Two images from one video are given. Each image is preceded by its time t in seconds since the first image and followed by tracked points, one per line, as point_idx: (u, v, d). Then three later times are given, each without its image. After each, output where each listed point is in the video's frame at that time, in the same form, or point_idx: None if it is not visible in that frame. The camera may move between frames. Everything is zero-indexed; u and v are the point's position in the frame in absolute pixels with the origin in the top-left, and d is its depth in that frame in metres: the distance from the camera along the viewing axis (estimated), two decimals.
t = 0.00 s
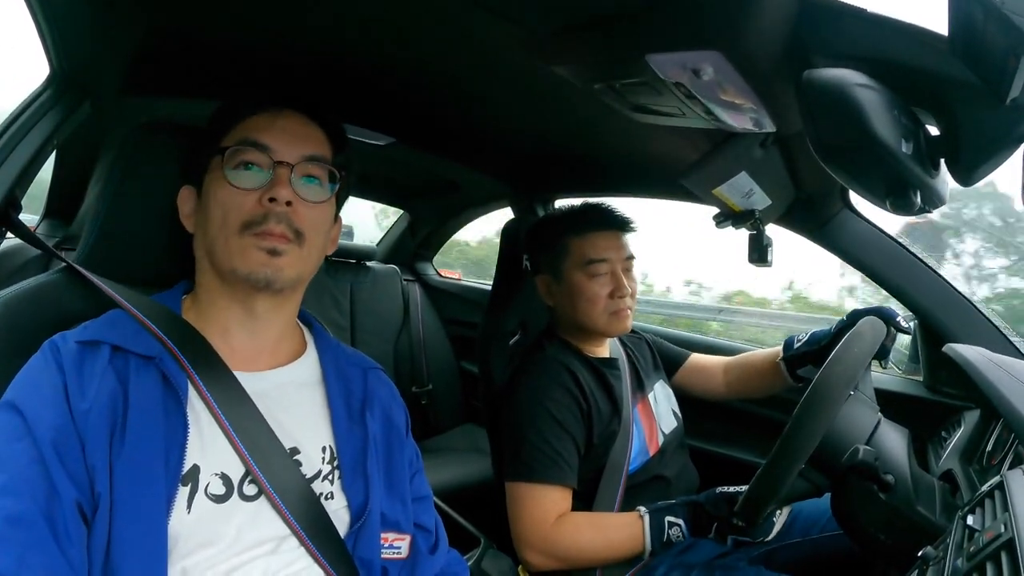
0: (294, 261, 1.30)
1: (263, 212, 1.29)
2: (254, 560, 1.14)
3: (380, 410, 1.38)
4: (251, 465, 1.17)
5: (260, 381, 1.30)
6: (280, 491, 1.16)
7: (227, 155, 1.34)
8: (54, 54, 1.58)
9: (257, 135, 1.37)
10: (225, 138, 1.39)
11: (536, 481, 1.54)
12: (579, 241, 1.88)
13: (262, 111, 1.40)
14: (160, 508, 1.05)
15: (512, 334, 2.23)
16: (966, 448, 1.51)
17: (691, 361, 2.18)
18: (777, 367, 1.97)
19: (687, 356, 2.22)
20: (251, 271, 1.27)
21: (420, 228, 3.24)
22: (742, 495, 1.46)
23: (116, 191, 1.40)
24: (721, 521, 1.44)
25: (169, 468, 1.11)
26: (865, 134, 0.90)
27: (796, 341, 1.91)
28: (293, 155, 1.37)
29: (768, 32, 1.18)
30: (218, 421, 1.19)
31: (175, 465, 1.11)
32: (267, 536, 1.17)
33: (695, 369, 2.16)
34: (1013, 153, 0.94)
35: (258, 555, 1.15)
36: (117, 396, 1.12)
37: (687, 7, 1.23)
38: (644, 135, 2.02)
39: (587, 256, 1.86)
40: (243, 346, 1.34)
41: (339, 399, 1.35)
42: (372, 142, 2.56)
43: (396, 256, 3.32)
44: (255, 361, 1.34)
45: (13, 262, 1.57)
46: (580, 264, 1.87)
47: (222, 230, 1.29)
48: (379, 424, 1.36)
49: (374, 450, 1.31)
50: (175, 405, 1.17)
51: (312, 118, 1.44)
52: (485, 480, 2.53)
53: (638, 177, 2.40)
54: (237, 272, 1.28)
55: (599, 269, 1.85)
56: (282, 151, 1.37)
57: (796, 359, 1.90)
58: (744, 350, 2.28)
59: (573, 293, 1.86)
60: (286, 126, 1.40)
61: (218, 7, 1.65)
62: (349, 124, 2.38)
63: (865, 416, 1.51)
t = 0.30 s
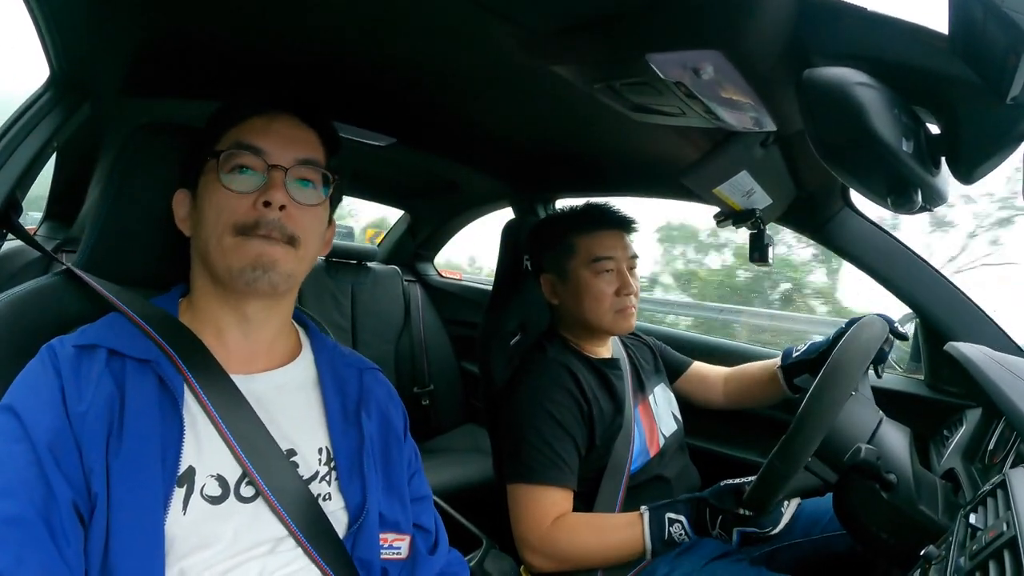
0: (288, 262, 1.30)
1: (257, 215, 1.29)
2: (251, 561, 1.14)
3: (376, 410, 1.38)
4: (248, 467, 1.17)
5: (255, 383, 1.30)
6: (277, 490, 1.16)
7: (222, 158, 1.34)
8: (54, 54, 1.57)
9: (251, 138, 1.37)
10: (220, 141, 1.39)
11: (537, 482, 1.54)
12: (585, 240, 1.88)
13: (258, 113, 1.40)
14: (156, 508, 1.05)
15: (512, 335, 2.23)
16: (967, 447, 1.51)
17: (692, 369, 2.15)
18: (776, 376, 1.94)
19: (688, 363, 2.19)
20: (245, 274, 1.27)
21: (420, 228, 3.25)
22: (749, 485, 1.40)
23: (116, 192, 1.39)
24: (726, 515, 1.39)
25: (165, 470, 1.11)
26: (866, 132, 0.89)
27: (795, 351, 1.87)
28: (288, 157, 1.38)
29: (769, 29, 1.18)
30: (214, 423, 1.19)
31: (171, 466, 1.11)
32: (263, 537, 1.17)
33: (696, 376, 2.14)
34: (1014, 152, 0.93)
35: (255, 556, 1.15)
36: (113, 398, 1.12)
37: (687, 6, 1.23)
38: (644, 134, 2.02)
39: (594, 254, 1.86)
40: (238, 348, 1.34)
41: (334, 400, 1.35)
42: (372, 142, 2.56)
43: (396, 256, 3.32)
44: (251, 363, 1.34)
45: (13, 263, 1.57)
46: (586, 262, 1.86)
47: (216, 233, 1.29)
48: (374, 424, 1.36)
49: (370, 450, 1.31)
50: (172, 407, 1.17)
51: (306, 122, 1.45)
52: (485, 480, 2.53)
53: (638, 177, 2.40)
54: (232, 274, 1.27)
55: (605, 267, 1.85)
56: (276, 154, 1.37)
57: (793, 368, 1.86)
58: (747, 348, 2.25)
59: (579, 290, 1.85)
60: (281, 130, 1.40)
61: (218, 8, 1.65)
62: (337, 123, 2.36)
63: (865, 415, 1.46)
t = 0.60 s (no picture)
0: (281, 265, 1.31)
1: (249, 218, 1.29)
2: (244, 563, 1.14)
3: (370, 410, 1.37)
4: (241, 469, 1.17)
5: (249, 386, 1.30)
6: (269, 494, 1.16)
7: (214, 160, 1.33)
8: (54, 55, 1.59)
9: (244, 139, 1.36)
10: (213, 143, 1.39)
11: (535, 485, 1.54)
12: (582, 243, 1.89)
13: (251, 115, 1.40)
14: (149, 510, 1.05)
15: (512, 336, 2.23)
16: (966, 451, 1.51)
17: (691, 370, 2.15)
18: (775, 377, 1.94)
19: (686, 364, 2.18)
20: (237, 276, 1.27)
21: (420, 230, 3.25)
22: (746, 489, 1.38)
23: (113, 193, 1.39)
24: (723, 518, 1.36)
25: (158, 473, 1.10)
26: (864, 137, 0.90)
27: (794, 353, 1.87)
28: (280, 159, 1.37)
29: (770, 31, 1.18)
30: (207, 425, 1.19)
31: (163, 469, 1.11)
32: (257, 539, 1.17)
33: (694, 378, 2.13)
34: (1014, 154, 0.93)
35: (248, 558, 1.15)
36: (106, 401, 1.12)
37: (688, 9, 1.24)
38: (644, 137, 2.02)
39: (591, 256, 1.87)
40: (231, 350, 1.34)
41: (328, 401, 1.35)
42: (372, 144, 2.56)
43: (395, 258, 3.32)
44: (244, 365, 1.34)
45: (13, 263, 1.57)
46: (585, 263, 1.86)
47: (208, 235, 1.29)
48: (369, 424, 1.35)
49: (363, 451, 1.30)
50: (165, 410, 1.17)
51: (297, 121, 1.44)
52: (484, 482, 2.52)
53: (638, 179, 2.40)
54: (224, 277, 1.28)
55: (603, 268, 1.85)
56: (268, 156, 1.36)
57: (792, 371, 1.86)
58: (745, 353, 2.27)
59: (578, 291, 1.85)
60: (273, 130, 1.39)
61: (219, 9, 1.65)
62: (333, 123, 2.35)
63: (864, 418, 1.48)
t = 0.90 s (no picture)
0: (292, 265, 1.31)
1: (261, 218, 1.30)
2: (248, 563, 1.14)
3: (374, 409, 1.38)
4: (244, 468, 1.17)
5: (252, 385, 1.30)
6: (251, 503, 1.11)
7: (228, 159, 1.34)
8: (54, 54, 1.59)
9: (258, 141, 1.37)
10: (225, 142, 1.39)
11: (537, 484, 1.54)
12: (592, 241, 1.88)
13: (265, 117, 1.40)
14: (153, 509, 1.05)
15: (512, 334, 2.24)
16: (968, 447, 1.51)
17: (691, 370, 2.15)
18: (776, 379, 1.94)
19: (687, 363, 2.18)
20: (250, 274, 1.27)
21: (420, 228, 3.25)
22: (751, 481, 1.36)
23: (114, 194, 1.39)
24: (728, 511, 1.33)
25: (162, 472, 1.11)
26: (864, 134, 0.90)
27: (795, 353, 1.86)
28: (293, 162, 1.38)
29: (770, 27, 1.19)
30: (210, 424, 1.19)
31: (168, 469, 1.11)
32: (261, 538, 1.17)
33: (695, 377, 2.14)
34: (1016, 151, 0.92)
35: (252, 557, 1.15)
36: (110, 400, 1.12)
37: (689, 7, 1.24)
38: (644, 134, 2.02)
39: (600, 255, 1.86)
40: (235, 348, 1.34)
41: (332, 400, 1.35)
42: (372, 143, 2.56)
43: (396, 257, 3.32)
44: (247, 364, 1.34)
45: (14, 263, 1.57)
46: (595, 262, 1.86)
47: (219, 233, 1.29)
48: (372, 423, 1.36)
49: (366, 450, 1.30)
50: (169, 409, 1.17)
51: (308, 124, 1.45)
52: (486, 480, 2.52)
53: (639, 177, 2.40)
54: (235, 275, 1.28)
55: (612, 267, 1.85)
56: (282, 159, 1.38)
57: (793, 369, 1.85)
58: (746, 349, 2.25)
59: (587, 290, 1.84)
60: (287, 134, 1.40)
61: (219, 8, 1.65)
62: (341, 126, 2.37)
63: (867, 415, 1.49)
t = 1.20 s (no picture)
0: (291, 271, 1.31)
1: (261, 224, 1.30)
2: (245, 564, 1.14)
3: (373, 410, 1.38)
4: (242, 470, 1.17)
5: (250, 387, 1.30)
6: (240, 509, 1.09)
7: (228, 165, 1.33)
8: (54, 56, 1.59)
9: (258, 147, 1.37)
10: (224, 148, 1.38)
11: (536, 486, 1.54)
12: (595, 244, 1.88)
13: (264, 122, 1.40)
14: (150, 510, 1.05)
15: (512, 337, 2.24)
16: (967, 450, 1.51)
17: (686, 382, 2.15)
18: (770, 392, 1.94)
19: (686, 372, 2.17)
20: (250, 280, 1.28)
21: (420, 231, 3.25)
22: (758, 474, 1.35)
23: (114, 195, 1.39)
24: (734, 502, 1.30)
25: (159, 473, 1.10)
26: (864, 137, 0.90)
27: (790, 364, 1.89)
28: (293, 169, 1.38)
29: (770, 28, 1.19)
30: (208, 426, 1.19)
31: (165, 471, 1.11)
32: (258, 539, 1.17)
33: (690, 389, 2.14)
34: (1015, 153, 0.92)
35: (249, 559, 1.15)
36: (107, 400, 1.12)
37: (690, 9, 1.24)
38: (644, 137, 2.02)
39: (603, 257, 1.86)
40: (234, 352, 1.33)
41: (331, 402, 1.35)
42: (372, 145, 2.56)
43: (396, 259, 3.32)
44: (246, 367, 1.34)
45: (14, 264, 1.57)
46: (597, 264, 1.85)
47: (219, 238, 1.29)
48: (371, 424, 1.35)
49: (365, 451, 1.31)
50: (167, 411, 1.16)
51: (307, 128, 1.44)
52: (485, 483, 2.52)
53: (638, 180, 2.41)
54: (235, 280, 1.28)
55: (615, 270, 1.85)
56: (282, 165, 1.37)
57: (786, 382, 1.87)
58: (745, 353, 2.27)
59: (589, 292, 1.83)
60: (289, 138, 1.40)
61: (220, 10, 1.66)
62: (339, 126, 2.37)
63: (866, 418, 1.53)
